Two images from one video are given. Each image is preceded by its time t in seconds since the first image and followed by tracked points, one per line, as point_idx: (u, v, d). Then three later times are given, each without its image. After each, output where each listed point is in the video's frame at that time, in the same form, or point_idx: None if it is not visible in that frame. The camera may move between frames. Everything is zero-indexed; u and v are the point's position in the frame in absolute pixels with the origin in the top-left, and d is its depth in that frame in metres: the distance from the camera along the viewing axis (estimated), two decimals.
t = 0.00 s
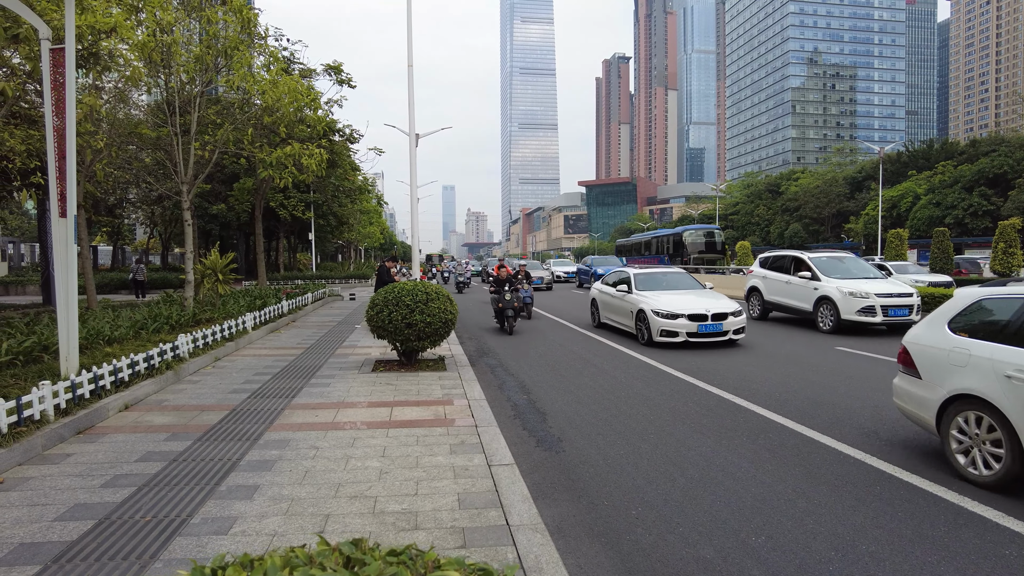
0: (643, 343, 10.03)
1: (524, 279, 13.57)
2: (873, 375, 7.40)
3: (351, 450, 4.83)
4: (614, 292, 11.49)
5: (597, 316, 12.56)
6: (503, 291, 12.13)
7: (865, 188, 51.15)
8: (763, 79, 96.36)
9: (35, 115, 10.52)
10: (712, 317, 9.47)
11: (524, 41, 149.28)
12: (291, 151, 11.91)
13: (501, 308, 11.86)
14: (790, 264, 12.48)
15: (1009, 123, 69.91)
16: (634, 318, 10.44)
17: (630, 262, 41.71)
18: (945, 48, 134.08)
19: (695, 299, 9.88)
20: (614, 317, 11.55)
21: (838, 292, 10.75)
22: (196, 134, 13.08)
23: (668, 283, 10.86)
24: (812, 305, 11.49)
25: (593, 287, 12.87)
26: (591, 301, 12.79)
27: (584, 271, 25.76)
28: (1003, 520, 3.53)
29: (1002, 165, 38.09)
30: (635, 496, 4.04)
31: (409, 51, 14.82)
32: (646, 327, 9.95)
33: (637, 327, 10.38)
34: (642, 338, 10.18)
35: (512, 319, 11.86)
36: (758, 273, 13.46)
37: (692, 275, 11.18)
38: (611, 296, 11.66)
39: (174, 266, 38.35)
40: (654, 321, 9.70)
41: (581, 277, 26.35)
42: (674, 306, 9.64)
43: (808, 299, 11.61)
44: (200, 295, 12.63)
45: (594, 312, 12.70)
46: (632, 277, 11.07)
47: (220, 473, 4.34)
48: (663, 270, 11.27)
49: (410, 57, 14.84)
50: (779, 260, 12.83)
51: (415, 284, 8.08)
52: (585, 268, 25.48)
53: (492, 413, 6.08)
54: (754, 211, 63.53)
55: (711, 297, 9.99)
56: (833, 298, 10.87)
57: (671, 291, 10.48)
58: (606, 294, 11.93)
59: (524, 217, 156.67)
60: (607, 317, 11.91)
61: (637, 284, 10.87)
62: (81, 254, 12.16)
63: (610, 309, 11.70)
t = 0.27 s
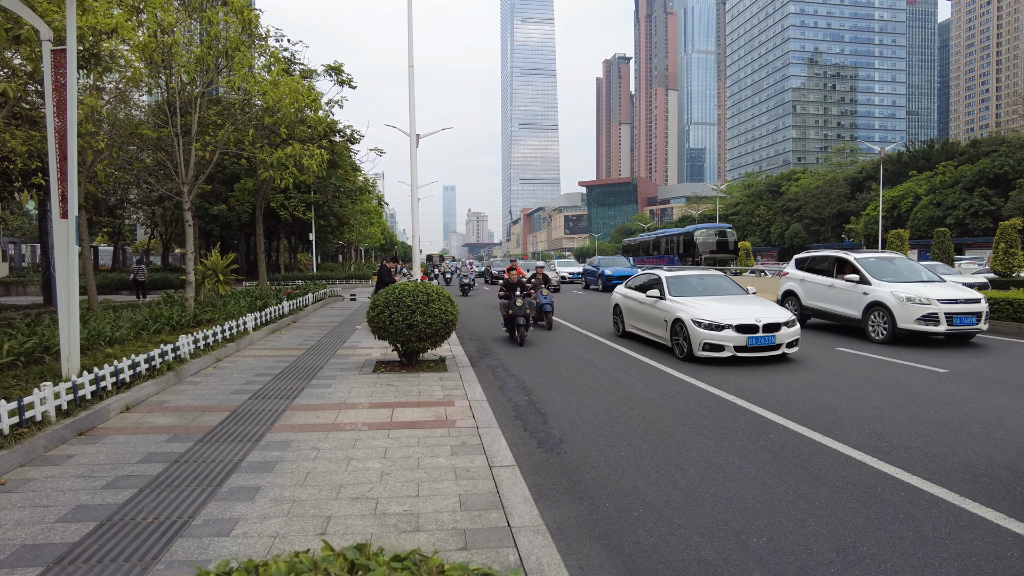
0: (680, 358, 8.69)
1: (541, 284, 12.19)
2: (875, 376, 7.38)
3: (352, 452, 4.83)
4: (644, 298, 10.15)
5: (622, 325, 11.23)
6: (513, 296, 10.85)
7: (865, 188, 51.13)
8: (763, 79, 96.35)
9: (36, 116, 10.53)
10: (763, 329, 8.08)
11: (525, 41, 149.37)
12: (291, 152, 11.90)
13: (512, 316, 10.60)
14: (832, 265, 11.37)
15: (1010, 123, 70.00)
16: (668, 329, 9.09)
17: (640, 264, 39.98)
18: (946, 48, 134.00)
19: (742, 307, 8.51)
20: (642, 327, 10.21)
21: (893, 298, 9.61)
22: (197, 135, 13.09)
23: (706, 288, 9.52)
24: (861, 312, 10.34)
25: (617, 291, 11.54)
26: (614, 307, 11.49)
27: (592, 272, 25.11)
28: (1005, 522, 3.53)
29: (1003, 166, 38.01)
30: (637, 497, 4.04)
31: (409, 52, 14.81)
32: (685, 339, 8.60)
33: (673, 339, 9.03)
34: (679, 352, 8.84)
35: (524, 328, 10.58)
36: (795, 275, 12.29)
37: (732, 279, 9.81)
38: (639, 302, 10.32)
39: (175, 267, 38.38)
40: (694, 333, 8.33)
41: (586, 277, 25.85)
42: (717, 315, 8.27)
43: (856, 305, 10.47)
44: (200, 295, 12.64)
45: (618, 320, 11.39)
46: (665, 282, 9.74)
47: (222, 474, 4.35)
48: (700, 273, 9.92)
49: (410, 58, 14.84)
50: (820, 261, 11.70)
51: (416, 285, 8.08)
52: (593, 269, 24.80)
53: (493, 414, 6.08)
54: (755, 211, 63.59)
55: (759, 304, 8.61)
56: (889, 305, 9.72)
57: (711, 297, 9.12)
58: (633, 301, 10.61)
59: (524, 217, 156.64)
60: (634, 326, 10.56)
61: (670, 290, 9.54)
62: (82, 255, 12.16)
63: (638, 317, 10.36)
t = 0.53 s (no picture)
0: (730, 384, 7.40)
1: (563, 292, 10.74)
2: (874, 383, 7.38)
3: (352, 460, 4.83)
4: (679, 311, 8.87)
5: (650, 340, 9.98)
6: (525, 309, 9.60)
7: (864, 193, 51.19)
8: (763, 84, 96.63)
9: (36, 122, 10.55)
10: (828, 349, 6.84)
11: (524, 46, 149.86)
12: (291, 158, 11.91)
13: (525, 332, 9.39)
14: (885, 273, 10.21)
15: (1008, 128, 70.31)
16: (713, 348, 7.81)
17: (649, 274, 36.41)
18: (945, 53, 134.41)
19: (801, 324, 7.23)
20: (676, 344, 8.96)
21: (963, 311, 8.47)
22: (197, 142, 13.11)
23: (752, 300, 8.29)
24: (923, 326, 9.18)
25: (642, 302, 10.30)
26: (641, 319, 10.25)
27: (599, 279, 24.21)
28: (1005, 531, 3.52)
29: (1003, 171, 38.07)
30: (636, 507, 4.03)
31: (409, 58, 14.85)
32: (734, 361, 7.33)
33: (718, 361, 7.76)
34: (726, 376, 7.56)
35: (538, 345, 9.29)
36: (839, 284, 11.10)
37: (779, 289, 8.60)
38: (672, 316, 9.08)
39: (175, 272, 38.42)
40: (746, 355, 7.06)
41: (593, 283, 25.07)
42: (773, 333, 7.02)
43: (916, 318, 9.31)
44: (200, 301, 12.65)
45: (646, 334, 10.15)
46: (703, 294, 8.52)
47: (221, 483, 4.34)
48: (742, 283, 8.70)
49: (410, 64, 14.89)
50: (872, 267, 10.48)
51: (416, 292, 8.09)
52: (600, 276, 23.93)
53: (493, 422, 6.07)
54: (754, 216, 63.71)
55: (818, 319, 7.35)
56: (957, 318, 8.58)
57: (760, 312, 7.88)
58: (664, 313, 9.36)
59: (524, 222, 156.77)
60: (666, 342, 9.29)
61: (710, 301, 8.30)
62: (81, 261, 12.15)
63: (671, 333, 9.09)
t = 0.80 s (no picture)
0: (793, 426, 6.15)
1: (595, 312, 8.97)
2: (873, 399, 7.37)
3: (348, 479, 4.80)
4: (721, 337, 7.62)
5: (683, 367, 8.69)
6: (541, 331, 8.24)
7: (860, 208, 51.45)
8: (758, 100, 97.51)
9: (35, 138, 10.58)
10: (917, 385, 5.60)
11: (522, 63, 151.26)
12: (289, 174, 11.94)
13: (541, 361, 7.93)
14: (948, 290, 9.12)
15: (1001, 144, 71.01)
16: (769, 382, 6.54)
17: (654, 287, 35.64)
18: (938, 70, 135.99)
19: (878, 353, 6.00)
20: (717, 373, 7.72)
21: None
22: (196, 157, 13.15)
23: (808, 322, 7.07)
24: (1003, 352, 8.01)
25: (671, 324, 9.03)
26: (670, 343, 8.99)
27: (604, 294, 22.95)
28: (1005, 550, 3.51)
29: (997, 186, 38.36)
30: (636, 526, 4.01)
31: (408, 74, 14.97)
32: (800, 398, 6.07)
33: (776, 398, 6.49)
34: (787, 415, 6.31)
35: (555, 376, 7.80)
36: (890, 302, 9.96)
37: (840, 310, 7.36)
38: (712, 341, 7.82)
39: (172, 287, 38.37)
40: (816, 391, 5.82)
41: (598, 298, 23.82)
42: (847, 364, 5.80)
43: (992, 343, 8.16)
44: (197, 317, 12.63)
45: (677, 360, 8.88)
46: (752, 316, 7.28)
47: (217, 503, 4.31)
48: (796, 302, 7.46)
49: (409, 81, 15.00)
50: (932, 285, 9.35)
51: (413, 308, 8.10)
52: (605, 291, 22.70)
53: (490, 439, 6.05)
54: (751, 231, 64.01)
55: (896, 346, 6.13)
56: None
57: (824, 337, 6.64)
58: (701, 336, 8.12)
59: (521, 236, 157.08)
60: (704, 371, 8.02)
61: (762, 325, 7.06)
62: (78, 276, 12.11)
63: (711, 361, 7.87)
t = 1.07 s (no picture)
0: (884, 485, 4.96)
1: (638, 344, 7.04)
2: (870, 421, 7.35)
3: (341, 504, 4.75)
4: (774, 371, 6.43)
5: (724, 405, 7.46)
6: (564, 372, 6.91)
7: (853, 230, 51.80)
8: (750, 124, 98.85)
9: (31, 160, 10.61)
10: None
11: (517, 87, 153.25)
12: (285, 196, 11.96)
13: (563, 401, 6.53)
14: None
15: (990, 167, 71.95)
16: (847, 427, 5.34)
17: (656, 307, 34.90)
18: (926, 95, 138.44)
19: (986, 392, 4.85)
20: (770, 414, 6.51)
21: None
22: (192, 179, 13.17)
23: (881, 351, 5.93)
24: None
25: (709, 353, 7.82)
26: (707, 377, 7.79)
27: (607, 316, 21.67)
28: None
29: (987, 208, 38.73)
30: (634, 553, 3.95)
31: (404, 99, 15.10)
32: (894, 451, 4.90)
33: (856, 447, 5.31)
34: (872, 470, 5.13)
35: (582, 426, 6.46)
36: (956, 329, 9.02)
37: (920, 342, 6.22)
38: (762, 376, 6.64)
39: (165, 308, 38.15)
40: (914, 442, 4.66)
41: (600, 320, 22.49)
42: (949, 409, 4.67)
43: None
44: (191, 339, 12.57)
45: (716, 398, 7.66)
46: (815, 346, 6.12)
47: (208, 528, 4.23)
48: (867, 329, 6.30)
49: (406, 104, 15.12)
50: (983, 307, 8.83)
51: (408, 330, 8.09)
52: (609, 314, 21.39)
53: (485, 463, 6.00)
54: (745, 253, 64.41)
55: (1003, 384, 5.01)
56: None
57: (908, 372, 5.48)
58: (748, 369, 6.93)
59: (516, 258, 157.48)
60: (754, 411, 6.79)
61: (830, 357, 5.89)
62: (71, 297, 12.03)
63: (758, 398, 6.70)
